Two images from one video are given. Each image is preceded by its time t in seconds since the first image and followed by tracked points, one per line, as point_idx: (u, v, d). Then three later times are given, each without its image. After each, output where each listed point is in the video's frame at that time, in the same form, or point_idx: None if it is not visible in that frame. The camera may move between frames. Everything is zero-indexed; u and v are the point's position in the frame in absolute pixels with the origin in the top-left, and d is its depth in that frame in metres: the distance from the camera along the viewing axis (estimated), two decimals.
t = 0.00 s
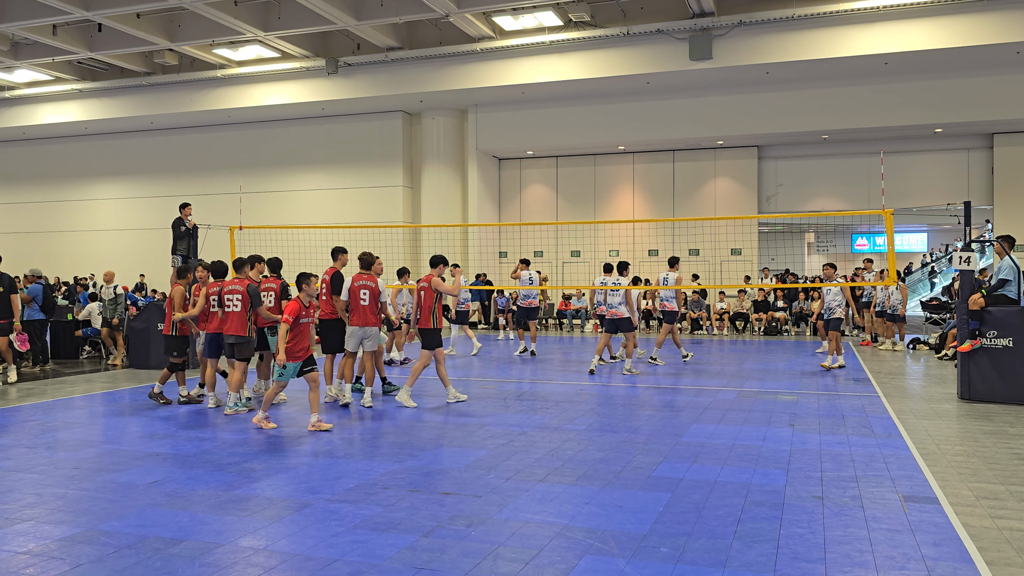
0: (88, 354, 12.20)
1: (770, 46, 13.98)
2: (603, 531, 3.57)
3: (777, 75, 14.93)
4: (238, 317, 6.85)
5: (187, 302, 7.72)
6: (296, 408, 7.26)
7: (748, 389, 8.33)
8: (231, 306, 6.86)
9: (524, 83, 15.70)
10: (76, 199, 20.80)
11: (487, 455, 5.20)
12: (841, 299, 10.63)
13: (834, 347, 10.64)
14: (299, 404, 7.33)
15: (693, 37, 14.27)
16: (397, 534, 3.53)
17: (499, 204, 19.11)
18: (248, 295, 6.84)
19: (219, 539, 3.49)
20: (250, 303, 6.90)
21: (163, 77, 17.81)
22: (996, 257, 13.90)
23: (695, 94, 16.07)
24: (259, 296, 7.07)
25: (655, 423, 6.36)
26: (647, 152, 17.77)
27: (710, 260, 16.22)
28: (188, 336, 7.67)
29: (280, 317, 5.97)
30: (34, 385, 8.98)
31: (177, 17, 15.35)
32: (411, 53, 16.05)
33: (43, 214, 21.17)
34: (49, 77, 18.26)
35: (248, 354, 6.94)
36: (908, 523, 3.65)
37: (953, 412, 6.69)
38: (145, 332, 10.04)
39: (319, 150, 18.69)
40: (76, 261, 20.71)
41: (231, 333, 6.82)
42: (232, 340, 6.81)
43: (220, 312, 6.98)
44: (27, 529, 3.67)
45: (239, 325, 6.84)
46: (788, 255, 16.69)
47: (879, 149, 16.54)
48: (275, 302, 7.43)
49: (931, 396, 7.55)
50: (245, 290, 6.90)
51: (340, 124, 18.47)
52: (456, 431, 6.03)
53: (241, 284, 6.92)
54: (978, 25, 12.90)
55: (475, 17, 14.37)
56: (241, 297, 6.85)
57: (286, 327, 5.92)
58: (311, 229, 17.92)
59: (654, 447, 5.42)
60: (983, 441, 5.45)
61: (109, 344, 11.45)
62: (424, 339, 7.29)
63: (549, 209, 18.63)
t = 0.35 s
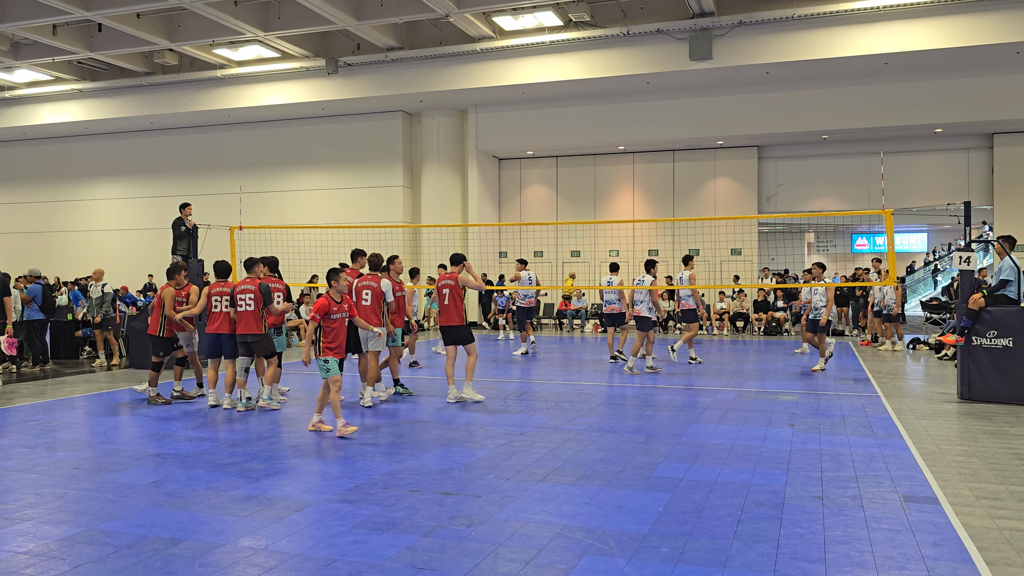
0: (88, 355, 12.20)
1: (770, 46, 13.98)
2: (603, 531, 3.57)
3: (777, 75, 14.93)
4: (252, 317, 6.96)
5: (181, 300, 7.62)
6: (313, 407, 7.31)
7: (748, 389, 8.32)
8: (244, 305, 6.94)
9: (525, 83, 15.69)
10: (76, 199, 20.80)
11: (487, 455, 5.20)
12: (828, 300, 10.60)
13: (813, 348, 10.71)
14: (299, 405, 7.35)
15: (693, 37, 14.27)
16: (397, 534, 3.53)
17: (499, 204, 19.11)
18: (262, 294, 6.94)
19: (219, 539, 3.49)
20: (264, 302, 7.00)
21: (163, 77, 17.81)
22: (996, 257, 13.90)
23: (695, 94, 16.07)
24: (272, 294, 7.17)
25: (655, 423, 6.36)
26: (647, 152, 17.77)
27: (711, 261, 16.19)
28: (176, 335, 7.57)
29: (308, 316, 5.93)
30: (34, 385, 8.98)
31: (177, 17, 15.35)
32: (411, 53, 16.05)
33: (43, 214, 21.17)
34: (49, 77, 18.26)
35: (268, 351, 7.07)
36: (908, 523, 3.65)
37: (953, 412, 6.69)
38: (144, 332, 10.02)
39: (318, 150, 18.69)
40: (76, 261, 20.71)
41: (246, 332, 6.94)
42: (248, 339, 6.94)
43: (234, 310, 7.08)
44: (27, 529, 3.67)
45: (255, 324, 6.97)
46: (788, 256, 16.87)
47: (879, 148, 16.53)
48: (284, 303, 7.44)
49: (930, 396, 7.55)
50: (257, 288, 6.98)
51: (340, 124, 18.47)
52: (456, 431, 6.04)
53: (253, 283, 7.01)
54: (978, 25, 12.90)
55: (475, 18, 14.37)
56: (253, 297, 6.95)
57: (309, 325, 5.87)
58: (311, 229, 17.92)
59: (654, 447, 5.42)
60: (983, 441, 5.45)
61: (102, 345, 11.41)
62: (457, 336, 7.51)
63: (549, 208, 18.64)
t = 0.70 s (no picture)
0: (88, 355, 12.20)
1: (770, 46, 13.98)
2: (603, 531, 3.57)
3: (777, 75, 14.93)
4: (278, 317, 7.04)
5: (168, 298, 7.62)
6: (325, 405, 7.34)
7: (748, 389, 8.32)
8: (270, 306, 6.99)
9: (525, 83, 15.70)
10: (76, 199, 20.80)
11: (487, 455, 5.20)
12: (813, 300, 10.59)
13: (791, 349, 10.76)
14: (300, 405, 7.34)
15: (693, 37, 14.27)
16: (397, 534, 3.53)
17: (499, 204, 19.12)
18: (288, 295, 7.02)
19: (219, 539, 3.49)
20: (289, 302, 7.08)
21: (163, 77, 17.82)
22: (996, 257, 13.91)
23: (695, 94, 16.07)
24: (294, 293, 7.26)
25: (654, 423, 6.36)
26: (647, 152, 17.77)
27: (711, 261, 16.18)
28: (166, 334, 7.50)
29: (352, 319, 5.50)
30: (34, 385, 8.98)
31: (177, 17, 15.36)
32: (411, 53, 16.05)
33: (43, 214, 21.17)
34: (49, 77, 18.26)
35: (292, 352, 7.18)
36: (908, 523, 3.65)
37: (953, 412, 6.69)
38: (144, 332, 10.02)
39: (318, 150, 18.70)
40: (76, 261, 20.72)
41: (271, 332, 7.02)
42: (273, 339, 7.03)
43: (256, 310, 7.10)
44: (27, 529, 3.67)
45: (280, 325, 7.06)
46: (788, 256, 16.61)
47: (879, 148, 16.53)
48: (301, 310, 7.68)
49: (930, 396, 7.55)
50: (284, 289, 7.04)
51: (340, 124, 18.47)
52: (456, 431, 6.04)
53: (279, 283, 7.07)
54: (978, 25, 12.90)
55: (475, 18, 14.37)
56: (280, 297, 7.01)
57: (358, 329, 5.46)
58: (311, 229, 17.93)
59: (654, 447, 5.42)
60: (983, 441, 5.45)
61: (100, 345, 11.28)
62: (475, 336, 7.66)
63: (549, 209, 18.64)
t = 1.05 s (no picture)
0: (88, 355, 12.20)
1: (770, 46, 13.98)
2: (603, 531, 3.57)
3: (777, 76, 14.94)
4: (297, 316, 7.48)
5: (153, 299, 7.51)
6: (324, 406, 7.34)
7: (748, 389, 8.32)
8: (291, 305, 7.46)
9: (525, 83, 15.70)
10: (76, 199, 20.80)
11: (487, 455, 5.20)
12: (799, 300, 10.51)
13: (785, 349, 10.86)
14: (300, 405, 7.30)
15: (693, 37, 14.27)
16: (397, 534, 3.53)
17: (499, 204, 19.12)
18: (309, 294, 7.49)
19: (219, 539, 3.49)
20: (308, 302, 7.57)
21: (163, 78, 17.82)
22: (996, 258, 13.91)
23: (695, 94, 16.06)
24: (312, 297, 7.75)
25: (654, 423, 6.36)
26: (647, 152, 17.77)
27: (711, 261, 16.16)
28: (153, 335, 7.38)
29: (421, 318, 5.47)
30: (34, 385, 8.98)
31: (177, 17, 15.36)
32: (411, 53, 16.05)
33: (43, 214, 21.17)
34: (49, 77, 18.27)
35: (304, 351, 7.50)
36: (908, 523, 3.65)
37: (953, 412, 6.69)
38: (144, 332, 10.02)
39: (318, 150, 18.70)
40: (76, 261, 20.72)
41: (289, 330, 7.44)
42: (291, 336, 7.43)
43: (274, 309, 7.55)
44: (27, 529, 3.67)
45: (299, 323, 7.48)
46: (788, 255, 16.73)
47: (879, 149, 16.54)
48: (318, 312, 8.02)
49: (930, 396, 7.55)
50: (305, 290, 7.54)
51: (340, 124, 18.47)
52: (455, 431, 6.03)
53: (300, 284, 7.56)
54: (978, 25, 12.90)
55: (475, 18, 14.36)
56: (300, 297, 7.50)
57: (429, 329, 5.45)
58: (311, 229, 17.94)
59: (654, 447, 5.42)
60: (983, 441, 5.45)
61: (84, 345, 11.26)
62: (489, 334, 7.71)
63: (549, 209, 18.65)
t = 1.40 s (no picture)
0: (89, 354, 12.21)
1: (770, 46, 13.97)
2: (603, 531, 3.57)
3: (777, 76, 14.94)
4: (305, 315, 7.56)
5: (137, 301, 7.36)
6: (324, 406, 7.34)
7: (747, 389, 8.32)
8: (299, 305, 7.53)
9: (525, 83, 15.70)
10: (76, 199, 20.80)
11: (487, 455, 5.20)
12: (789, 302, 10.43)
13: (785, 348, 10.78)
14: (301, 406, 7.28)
15: (693, 37, 14.27)
16: (397, 534, 3.53)
17: (499, 205, 19.11)
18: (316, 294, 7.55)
19: (219, 539, 3.49)
20: (316, 301, 7.65)
21: (164, 78, 17.82)
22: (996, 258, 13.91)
23: (695, 94, 16.06)
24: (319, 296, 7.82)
25: (654, 423, 6.36)
26: (647, 152, 17.77)
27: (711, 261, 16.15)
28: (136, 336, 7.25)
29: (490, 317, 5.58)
30: (34, 386, 8.98)
31: (177, 17, 15.36)
32: (411, 53, 16.05)
33: (43, 214, 21.17)
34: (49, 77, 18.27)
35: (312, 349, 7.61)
36: (908, 523, 3.65)
37: (953, 412, 6.69)
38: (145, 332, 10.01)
39: (319, 150, 18.69)
40: (76, 261, 20.71)
41: (298, 330, 7.52)
42: (300, 335, 7.52)
43: (281, 310, 7.58)
44: (27, 529, 3.67)
45: (307, 323, 7.56)
46: (788, 256, 16.79)
47: (879, 149, 16.53)
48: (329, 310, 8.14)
49: (930, 396, 7.55)
50: (311, 289, 7.58)
51: (340, 124, 18.47)
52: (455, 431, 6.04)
53: (306, 283, 7.60)
54: (978, 25, 12.91)
55: (475, 18, 14.36)
56: (308, 297, 7.55)
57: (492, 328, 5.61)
58: (311, 229, 17.94)
59: (654, 447, 5.41)
60: (983, 441, 5.45)
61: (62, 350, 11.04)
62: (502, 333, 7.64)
63: (549, 209, 18.65)
